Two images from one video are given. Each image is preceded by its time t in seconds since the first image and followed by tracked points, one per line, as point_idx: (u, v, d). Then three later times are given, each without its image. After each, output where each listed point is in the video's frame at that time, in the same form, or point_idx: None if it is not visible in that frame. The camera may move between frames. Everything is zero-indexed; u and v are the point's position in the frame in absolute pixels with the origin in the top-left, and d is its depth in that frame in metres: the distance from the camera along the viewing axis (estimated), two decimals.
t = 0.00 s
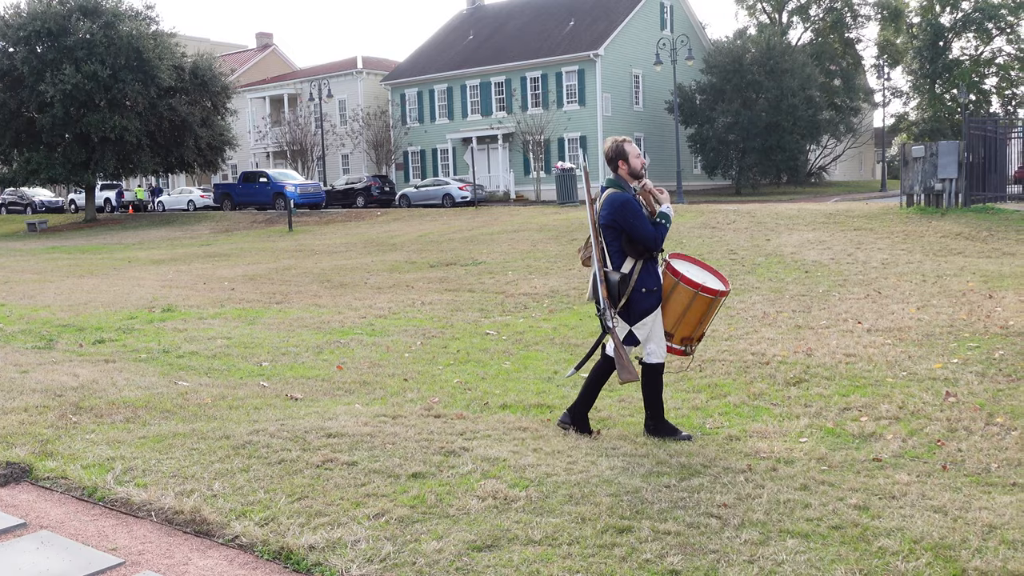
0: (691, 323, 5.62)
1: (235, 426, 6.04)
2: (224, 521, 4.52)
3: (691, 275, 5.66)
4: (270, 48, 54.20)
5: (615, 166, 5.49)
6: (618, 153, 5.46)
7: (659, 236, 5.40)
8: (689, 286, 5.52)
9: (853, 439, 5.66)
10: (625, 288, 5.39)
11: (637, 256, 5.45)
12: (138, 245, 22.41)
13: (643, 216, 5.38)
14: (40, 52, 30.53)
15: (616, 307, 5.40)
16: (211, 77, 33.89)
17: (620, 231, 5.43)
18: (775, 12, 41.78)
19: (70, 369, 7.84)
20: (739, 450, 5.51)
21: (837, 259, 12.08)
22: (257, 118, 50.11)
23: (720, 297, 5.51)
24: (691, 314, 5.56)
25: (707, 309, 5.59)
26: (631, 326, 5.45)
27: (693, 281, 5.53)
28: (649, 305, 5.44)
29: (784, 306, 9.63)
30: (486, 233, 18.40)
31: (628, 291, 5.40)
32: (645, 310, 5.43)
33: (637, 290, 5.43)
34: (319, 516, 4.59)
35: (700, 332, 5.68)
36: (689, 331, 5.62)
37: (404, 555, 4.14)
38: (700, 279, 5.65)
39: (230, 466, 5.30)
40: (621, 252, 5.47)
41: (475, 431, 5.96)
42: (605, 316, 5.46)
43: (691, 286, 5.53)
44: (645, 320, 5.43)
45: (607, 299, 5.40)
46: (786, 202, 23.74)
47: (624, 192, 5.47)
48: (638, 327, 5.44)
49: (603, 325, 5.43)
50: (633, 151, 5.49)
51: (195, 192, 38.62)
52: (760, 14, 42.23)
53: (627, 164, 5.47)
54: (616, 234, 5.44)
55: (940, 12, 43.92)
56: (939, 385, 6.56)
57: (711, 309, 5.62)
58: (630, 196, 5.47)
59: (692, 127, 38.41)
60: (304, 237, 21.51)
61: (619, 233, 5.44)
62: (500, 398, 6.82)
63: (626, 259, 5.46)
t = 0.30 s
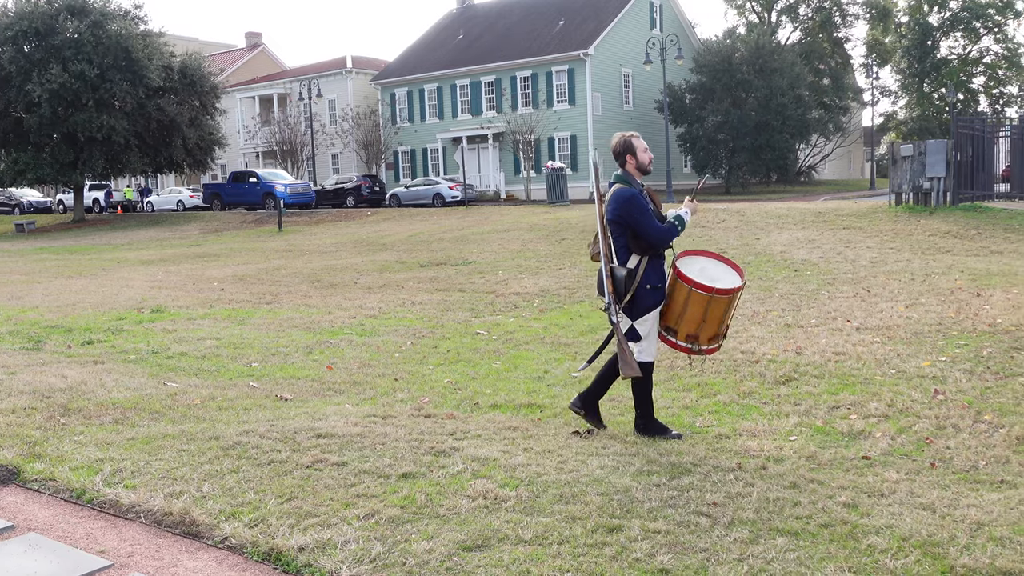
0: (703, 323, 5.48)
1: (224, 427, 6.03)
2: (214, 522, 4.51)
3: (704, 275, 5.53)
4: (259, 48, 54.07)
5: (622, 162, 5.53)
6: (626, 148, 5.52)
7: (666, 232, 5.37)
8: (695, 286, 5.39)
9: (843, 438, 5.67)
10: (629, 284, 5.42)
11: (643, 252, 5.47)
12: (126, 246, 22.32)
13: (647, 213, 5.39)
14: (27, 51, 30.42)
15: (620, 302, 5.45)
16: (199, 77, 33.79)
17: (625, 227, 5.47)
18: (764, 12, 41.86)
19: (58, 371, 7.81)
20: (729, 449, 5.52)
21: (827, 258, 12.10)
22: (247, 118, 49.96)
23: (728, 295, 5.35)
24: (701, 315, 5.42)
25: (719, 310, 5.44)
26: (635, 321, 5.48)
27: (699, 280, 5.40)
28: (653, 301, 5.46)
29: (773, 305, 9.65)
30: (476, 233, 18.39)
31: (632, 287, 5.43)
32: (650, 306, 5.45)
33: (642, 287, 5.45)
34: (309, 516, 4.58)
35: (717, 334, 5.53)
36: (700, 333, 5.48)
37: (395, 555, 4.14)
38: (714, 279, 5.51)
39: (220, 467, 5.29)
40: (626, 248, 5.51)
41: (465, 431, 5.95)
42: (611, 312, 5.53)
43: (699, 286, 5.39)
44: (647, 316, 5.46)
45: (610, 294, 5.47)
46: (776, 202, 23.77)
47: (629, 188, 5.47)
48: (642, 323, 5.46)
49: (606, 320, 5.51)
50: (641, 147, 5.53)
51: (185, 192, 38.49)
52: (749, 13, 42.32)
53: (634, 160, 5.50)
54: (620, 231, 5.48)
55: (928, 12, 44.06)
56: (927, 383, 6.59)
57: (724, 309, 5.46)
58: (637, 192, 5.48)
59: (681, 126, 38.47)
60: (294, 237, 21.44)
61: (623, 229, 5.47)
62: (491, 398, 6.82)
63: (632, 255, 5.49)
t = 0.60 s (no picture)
0: (688, 330, 5.32)
1: (213, 428, 6.01)
2: (204, 524, 4.49)
3: (692, 282, 5.40)
4: (250, 48, 53.96)
5: (621, 161, 5.54)
6: (625, 147, 5.54)
7: (652, 232, 5.36)
8: (667, 293, 5.29)
9: (834, 437, 5.69)
10: (617, 281, 5.48)
11: (634, 252, 5.50)
12: (116, 246, 22.25)
13: (639, 213, 5.39)
14: (16, 51, 30.31)
15: (609, 298, 5.53)
16: (190, 77, 33.70)
17: (618, 227, 5.49)
18: (755, 12, 41.95)
19: (47, 372, 7.79)
20: (720, 448, 5.53)
21: (817, 258, 12.14)
22: (238, 118, 49.86)
23: (700, 303, 5.20)
24: (681, 322, 5.28)
25: (701, 318, 5.29)
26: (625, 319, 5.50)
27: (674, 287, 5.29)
28: (643, 301, 5.46)
29: (763, 305, 9.66)
30: (468, 233, 18.39)
31: (619, 285, 5.48)
32: (638, 305, 5.46)
33: (632, 286, 5.48)
34: (300, 517, 4.57)
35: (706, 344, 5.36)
36: (681, 341, 5.34)
37: (386, 555, 4.14)
38: (702, 286, 5.37)
39: (212, 468, 5.28)
40: (620, 247, 5.54)
41: (456, 432, 5.95)
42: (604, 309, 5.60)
43: (673, 292, 5.28)
44: (635, 316, 5.45)
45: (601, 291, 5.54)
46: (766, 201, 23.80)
47: (623, 188, 5.48)
48: (630, 322, 5.46)
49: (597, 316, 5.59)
50: (641, 148, 5.53)
51: (175, 192, 38.37)
52: (740, 13, 42.40)
53: (633, 160, 5.50)
54: (614, 230, 5.52)
55: (918, 12, 44.21)
56: (917, 382, 6.62)
57: (707, 317, 5.30)
58: (633, 191, 5.49)
59: (673, 126, 38.54)
60: (284, 237, 21.39)
61: (617, 228, 5.50)
62: (481, 399, 6.82)
63: (625, 254, 5.51)
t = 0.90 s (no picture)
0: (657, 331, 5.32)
1: (204, 429, 5.99)
2: (195, 525, 4.48)
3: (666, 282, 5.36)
4: (242, 48, 53.87)
5: (616, 162, 5.56)
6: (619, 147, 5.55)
7: (631, 234, 5.38)
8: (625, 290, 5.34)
9: (826, 437, 5.70)
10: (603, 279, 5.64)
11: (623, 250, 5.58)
12: (106, 247, 22.20)
13: (623, 213, 5.42)
14: (7, 50, 30.18)
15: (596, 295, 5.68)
16: (182, 78, 33.62)
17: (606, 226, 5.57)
18: (746, 13, 42.05)
19: (38, 373, 7.76)
20: (712, 449, 5.54)
21: (808, 258, 12.18)
22: (229, 118, 49.75)
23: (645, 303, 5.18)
24: (648, 322, 5.30)
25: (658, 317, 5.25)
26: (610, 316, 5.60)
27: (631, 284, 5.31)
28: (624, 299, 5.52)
29: (755, 306, 9.69)
30: (460, 233, 18.40)
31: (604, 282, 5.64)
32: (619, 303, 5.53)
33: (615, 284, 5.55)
34: (291, 519, 4.56)
35: (675, 344, 5.31)
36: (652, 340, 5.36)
37: (377, 557, 4.13)
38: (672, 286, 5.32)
39: (202, 469, 5.26)
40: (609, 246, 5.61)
41: (448, 433, 5.94)
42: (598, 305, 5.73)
43: (630, 291, 5.31)
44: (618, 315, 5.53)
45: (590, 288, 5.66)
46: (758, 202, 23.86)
47: (612, 189, 5.52)
48: (612, 319, 5.57)
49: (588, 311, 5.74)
50: (635, 148, 5.49)
51: (167, 192, 38.25)
52: (732, 14, 42.49)
53: (625, 161, 5.50)
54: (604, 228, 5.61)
55: (909, 14, 44.36)
56: (908, 382, 6.64)
57: (665, 317, 5.24)
58: (622, 191, 5.51)
59: (664, 127, 38.58)
60: (276, 238, 21.37)
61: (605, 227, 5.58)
62: (474, 399, 6.82)
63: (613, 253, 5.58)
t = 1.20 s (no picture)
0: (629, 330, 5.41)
1: (195, 430, 5.97)
2: (186, 526, 4.47)
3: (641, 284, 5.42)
4: (234, 48, 53.81)
5: (611, 165, 5.56)
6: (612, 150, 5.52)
7: (614, 238, 5.37)
8: (598, 288, 5.47)
9: (817, 439, 5.71)
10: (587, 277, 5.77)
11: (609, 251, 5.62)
12: (98, 247, 22.15)
13: (607, 215, 5.43)
14: None
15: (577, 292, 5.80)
16: (175, 78, 33.54)
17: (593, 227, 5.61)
18: (739, 15, 42.14)
19: (28, 374, 7.72)
20: (705, 450, 5.55)
21: (801, 259, 12.23)
22: (222, 118, 49.66)
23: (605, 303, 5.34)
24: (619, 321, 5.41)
25: (624, 316, 5.36)
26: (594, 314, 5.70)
27: (604, 283, 5.43)
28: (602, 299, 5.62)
29: (747, 306, 9.73)
30: (453, 234, 18.41)
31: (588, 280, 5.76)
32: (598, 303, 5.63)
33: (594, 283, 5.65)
34: (283, 520, 4.55)
35: (646, 345, 5.40)
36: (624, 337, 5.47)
37: (369, 558, 4.12)
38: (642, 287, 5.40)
39: (193, 471, 5.23)
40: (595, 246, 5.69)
41: (439, 433, 5.94)
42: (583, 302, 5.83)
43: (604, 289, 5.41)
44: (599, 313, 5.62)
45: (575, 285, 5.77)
46: (750, 203, 23.93)
47: (604, 192, 5.49)
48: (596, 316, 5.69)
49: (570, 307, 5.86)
50: (628, 152, 5.47)
51: (159, 193, 38.14)
52: (725, 16, 42.58)
53: (619, 164, 5.49)
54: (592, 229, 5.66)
55: (901, 16, 44.51)
56: (900, 383, 6.66)
57: (632, 318, 5.35)
58: (611, 194, 5.50)
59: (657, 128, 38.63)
60: (268, 239, 21.35)
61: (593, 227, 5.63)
62: (465, 399, 6.82)
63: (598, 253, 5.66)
